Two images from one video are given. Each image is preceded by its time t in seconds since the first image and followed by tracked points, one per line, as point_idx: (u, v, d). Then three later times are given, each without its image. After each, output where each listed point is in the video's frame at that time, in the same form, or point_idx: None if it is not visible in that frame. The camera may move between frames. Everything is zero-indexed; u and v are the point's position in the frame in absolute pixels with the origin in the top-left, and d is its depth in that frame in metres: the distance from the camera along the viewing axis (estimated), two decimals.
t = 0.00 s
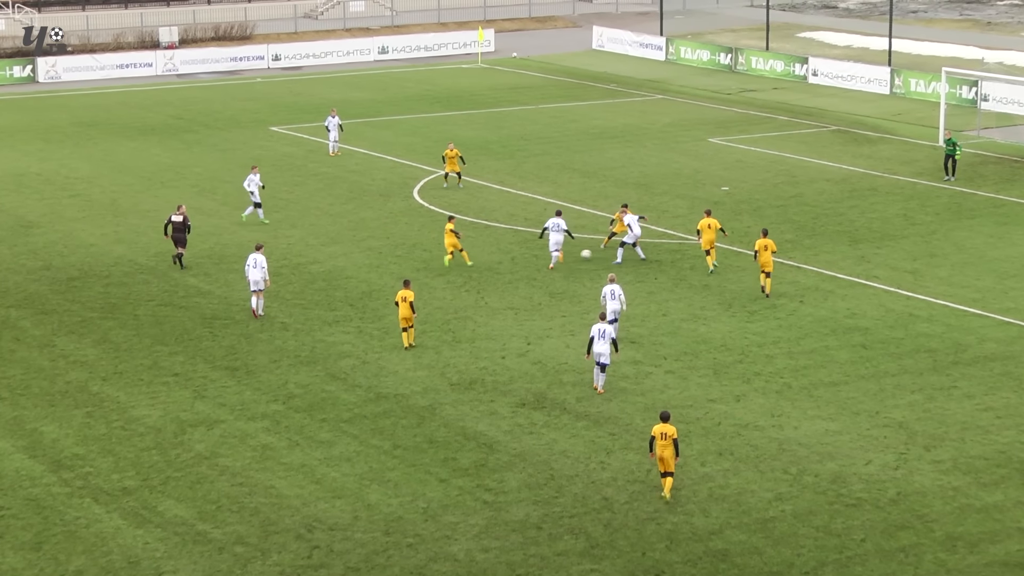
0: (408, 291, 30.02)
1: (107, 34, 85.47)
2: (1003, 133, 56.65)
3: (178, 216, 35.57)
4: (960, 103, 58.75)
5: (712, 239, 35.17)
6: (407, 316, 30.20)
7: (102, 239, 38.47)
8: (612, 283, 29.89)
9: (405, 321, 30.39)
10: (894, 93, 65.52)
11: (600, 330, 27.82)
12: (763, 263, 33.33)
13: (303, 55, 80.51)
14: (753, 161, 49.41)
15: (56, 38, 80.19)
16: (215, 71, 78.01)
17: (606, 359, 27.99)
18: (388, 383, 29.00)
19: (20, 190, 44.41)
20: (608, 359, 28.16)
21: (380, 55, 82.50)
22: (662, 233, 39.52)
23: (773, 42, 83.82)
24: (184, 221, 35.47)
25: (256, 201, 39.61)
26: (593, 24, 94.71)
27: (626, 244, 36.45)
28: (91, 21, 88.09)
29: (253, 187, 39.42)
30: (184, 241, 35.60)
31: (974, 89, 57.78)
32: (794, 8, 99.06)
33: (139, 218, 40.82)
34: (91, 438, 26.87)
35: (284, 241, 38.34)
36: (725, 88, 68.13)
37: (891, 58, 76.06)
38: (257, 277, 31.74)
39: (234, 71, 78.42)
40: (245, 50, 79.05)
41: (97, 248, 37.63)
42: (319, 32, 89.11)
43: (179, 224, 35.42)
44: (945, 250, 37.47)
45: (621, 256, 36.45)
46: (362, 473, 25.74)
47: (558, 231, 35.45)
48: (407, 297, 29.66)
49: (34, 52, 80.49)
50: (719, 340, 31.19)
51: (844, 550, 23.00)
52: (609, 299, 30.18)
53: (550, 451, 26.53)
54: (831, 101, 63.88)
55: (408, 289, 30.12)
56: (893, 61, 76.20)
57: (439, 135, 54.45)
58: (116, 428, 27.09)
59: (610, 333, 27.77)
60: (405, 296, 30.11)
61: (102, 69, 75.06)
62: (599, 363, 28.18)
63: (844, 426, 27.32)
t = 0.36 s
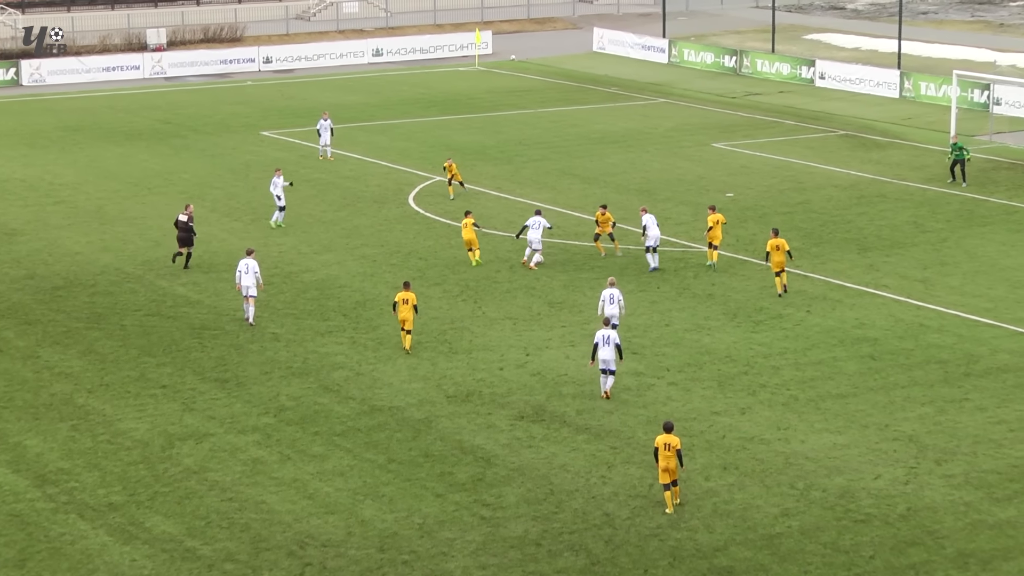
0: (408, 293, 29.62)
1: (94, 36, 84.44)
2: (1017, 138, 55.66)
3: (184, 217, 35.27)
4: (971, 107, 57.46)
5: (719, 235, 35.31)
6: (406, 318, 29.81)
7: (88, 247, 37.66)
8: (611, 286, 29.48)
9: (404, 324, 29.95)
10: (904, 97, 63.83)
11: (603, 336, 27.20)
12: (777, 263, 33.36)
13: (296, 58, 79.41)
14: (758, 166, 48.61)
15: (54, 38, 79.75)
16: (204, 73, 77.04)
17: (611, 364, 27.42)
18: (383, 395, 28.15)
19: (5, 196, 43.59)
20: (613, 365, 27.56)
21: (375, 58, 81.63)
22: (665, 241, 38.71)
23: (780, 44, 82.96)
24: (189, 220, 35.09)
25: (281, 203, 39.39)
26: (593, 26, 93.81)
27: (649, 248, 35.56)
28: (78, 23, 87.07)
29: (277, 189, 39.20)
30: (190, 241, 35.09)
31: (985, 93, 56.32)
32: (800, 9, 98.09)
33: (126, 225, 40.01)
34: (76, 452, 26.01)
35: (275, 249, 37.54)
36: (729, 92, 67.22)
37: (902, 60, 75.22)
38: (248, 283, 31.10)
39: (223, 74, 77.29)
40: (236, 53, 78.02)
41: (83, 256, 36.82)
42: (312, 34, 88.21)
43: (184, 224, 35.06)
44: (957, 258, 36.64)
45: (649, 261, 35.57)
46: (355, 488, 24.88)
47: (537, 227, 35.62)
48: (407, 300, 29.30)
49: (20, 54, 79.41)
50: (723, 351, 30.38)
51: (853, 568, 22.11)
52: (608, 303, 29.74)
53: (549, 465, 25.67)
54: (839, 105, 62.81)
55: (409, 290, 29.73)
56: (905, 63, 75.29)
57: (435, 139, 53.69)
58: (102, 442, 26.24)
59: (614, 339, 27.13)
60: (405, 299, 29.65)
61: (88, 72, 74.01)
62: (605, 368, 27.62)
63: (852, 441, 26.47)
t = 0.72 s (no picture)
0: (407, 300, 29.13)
1: (82, 41, 83.25)
2: None
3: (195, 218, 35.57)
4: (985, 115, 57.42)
5: (725, 236, 35.46)
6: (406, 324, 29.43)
7: (76, 259, 36.86)
8: (610, 295, 29.05)
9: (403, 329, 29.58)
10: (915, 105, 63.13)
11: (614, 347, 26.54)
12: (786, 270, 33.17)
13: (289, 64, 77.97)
14: (764, 175, 47.85)
15: (56, 38, 79.92)
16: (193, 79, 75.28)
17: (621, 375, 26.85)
18: (380, 411, 27.34)
19: None
20: (624, 375, 26.96)
21: (371, 64, 80.44)
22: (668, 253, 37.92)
23: (788, 51, 82.19)
24: (199, 222, 35.39)
25: (306, 214, 39.10)
26: (594, 32, 92.90)
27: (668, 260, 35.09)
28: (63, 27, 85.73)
29: (300, 200, 38.94)
30: (200, 242, 35.40)
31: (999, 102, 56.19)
32: (810, 14, 97.30)
33: (115, 236, 39.20)
34: (63, 470, 25.19)
35: (269, 261, 36.75)
36: (735, 98, 66.37)
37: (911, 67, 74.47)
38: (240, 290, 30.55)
39: (215, 80, 75.69)
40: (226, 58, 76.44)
41: (71, 268, 36.02)
42: (306, 40, 87.22)
43: (194, 225, 35.35)
44: (970, 270, 35.86)
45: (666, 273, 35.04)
46: (350, 507, 24.02)
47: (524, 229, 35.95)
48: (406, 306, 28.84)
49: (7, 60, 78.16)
50: (729, 365, 29.57)
51: None
52: (608, 312, 29.26)
53: (550, 484, 24.84)
54: (849, 112, 61.95)
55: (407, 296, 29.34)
56: (916, 70, 74.52)
57: (433, 147, 52.92)
58: (90, 460, 25.41)
59: (624, 349, 26.49)
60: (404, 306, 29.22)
61: (76, 79, 72.26)
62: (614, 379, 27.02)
63: (863, 458, 25.64)
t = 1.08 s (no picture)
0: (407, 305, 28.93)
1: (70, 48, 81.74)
2: None
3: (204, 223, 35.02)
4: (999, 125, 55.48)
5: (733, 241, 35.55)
6: (406, 331, 29.06)
7: (64, 273, 36.10)
8: (610, 306, 28.60)
9: (403, 336, 29.19)
10: (927, 114, 62.19)
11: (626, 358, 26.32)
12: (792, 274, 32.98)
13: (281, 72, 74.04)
14: (772, 186, 47.09)
15: (55, 38, 79.29)
16: (184, 91, 72.04)
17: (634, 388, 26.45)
18: (376, 430, 26.58)
19: None
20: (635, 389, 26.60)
21: (367, 72, 77.33)
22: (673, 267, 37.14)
23: (796, 59, 81.35)
24: (210, 229, 34.92)
25: (315, 218, 39.07)
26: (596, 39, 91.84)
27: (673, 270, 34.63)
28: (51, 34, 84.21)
29: (311, 206, 39.02)
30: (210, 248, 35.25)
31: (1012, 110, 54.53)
32: (819, 20, 96.47)
33: (103, 250, 38.43)
34: (49, 491, 24.40)
35: (262, 275, 36.03)
36: (742, 108, 65.54)
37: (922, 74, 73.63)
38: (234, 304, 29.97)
39: (206, 90, 72.47)
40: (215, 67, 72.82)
41: (58, 283, 35.27)
42: (300, 48, 86.03)
43: (204, 233, 34.89)
44: (984, 284, 35.10)
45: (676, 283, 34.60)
46: (345, 528, 23.23)
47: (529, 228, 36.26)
48: (407, 308, 28.54)
49: None
50: (735, 383, 28.81)
51: None
52: (608, 324, 28.69)
53: (551, 505, 24.04)
54: (858, 122, 61.18)
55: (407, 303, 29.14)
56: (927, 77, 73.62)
57: (431, 158, 52.15)
58: (77, 480, 24.64)
59: (638, 360, 26.28)
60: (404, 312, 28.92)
61: (63, 88, 69.55)
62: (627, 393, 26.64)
63: (873, 478, 24.84)
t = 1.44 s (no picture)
0: (400, 313, 28.57)
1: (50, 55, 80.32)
2: None
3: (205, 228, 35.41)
4: (1004, 135, 54.74)
5: (738, 246, 35.86)
6: (400, 339, 28.79)
7: (42, 288, 35.33)
8: (605, 316, 28.32)
9: (396, 345, 28.98)
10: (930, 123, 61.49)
11: (630, 370, 25.72)
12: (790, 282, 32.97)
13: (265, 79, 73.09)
14: (771, 198, 46.38)
15: (55, 39, 79.66)
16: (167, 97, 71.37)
17: (639, 400, 25.89)
18: (364, 450, 25.82)
19: None
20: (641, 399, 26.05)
21: (355, 80, 76.09)
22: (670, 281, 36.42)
23: (796, 67, 80.67)
24: (212, 233, 35.29)
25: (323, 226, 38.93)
26: (591, 47, 91.07)
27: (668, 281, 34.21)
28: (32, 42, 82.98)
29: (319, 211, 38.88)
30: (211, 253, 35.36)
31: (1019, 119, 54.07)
32: (819, 27, 95.91)
33: (83, 264, 37.66)
34: (25, 512, 23.59)
35: (246, 289, 35.29)
36: (740, 116, 64.83)
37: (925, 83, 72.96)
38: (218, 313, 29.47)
39: (189, 98, 71.72)
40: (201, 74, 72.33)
41: (36, 298, 34.51)
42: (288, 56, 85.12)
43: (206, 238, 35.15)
44: (990, 299, 34.41)
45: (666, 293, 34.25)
46: (332, 551, 22.42)
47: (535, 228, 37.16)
48: (400, 317, 28.35)
49: None
50: (734, 401, 28.07)
51: None
52: (603, 334, 28.39)
53: (544, 526, 23.26)
54: (859, 131, 60.51)
55: (401, 310, 28.77)
56: (932, 86, 72.95)
57: (422, 169, 51.44)
58: (56, 502, 23.85)
59: (641, 372, 25.65)
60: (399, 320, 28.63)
61: (43, 97, 68.67)
62: (630, 405, 26.11)
63: (877, 500, 24.07)
